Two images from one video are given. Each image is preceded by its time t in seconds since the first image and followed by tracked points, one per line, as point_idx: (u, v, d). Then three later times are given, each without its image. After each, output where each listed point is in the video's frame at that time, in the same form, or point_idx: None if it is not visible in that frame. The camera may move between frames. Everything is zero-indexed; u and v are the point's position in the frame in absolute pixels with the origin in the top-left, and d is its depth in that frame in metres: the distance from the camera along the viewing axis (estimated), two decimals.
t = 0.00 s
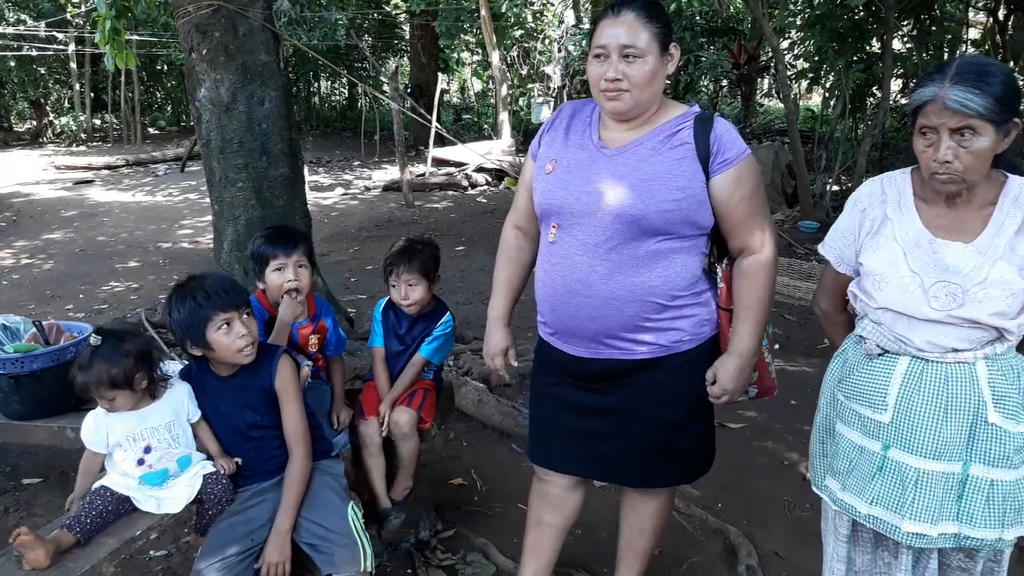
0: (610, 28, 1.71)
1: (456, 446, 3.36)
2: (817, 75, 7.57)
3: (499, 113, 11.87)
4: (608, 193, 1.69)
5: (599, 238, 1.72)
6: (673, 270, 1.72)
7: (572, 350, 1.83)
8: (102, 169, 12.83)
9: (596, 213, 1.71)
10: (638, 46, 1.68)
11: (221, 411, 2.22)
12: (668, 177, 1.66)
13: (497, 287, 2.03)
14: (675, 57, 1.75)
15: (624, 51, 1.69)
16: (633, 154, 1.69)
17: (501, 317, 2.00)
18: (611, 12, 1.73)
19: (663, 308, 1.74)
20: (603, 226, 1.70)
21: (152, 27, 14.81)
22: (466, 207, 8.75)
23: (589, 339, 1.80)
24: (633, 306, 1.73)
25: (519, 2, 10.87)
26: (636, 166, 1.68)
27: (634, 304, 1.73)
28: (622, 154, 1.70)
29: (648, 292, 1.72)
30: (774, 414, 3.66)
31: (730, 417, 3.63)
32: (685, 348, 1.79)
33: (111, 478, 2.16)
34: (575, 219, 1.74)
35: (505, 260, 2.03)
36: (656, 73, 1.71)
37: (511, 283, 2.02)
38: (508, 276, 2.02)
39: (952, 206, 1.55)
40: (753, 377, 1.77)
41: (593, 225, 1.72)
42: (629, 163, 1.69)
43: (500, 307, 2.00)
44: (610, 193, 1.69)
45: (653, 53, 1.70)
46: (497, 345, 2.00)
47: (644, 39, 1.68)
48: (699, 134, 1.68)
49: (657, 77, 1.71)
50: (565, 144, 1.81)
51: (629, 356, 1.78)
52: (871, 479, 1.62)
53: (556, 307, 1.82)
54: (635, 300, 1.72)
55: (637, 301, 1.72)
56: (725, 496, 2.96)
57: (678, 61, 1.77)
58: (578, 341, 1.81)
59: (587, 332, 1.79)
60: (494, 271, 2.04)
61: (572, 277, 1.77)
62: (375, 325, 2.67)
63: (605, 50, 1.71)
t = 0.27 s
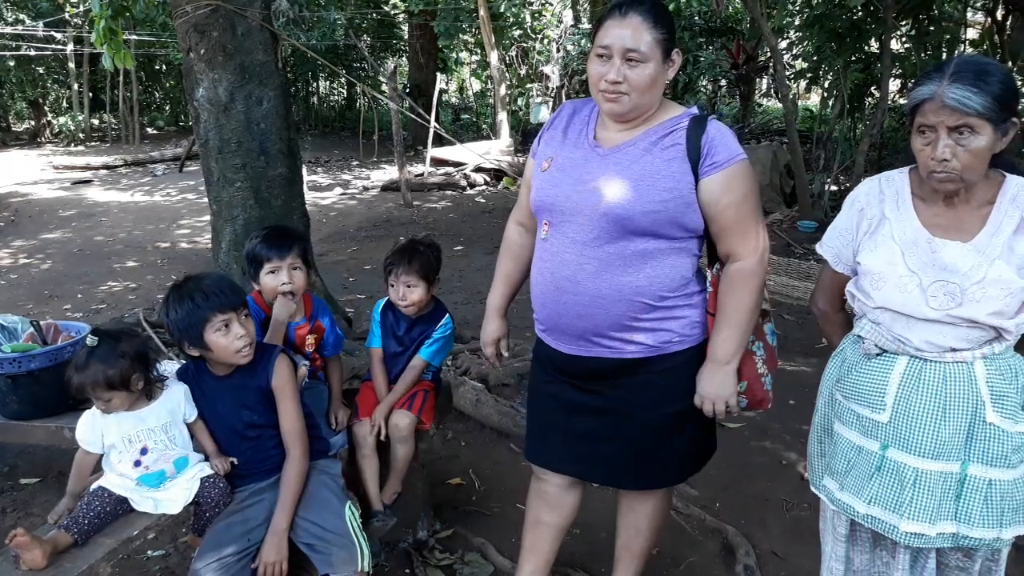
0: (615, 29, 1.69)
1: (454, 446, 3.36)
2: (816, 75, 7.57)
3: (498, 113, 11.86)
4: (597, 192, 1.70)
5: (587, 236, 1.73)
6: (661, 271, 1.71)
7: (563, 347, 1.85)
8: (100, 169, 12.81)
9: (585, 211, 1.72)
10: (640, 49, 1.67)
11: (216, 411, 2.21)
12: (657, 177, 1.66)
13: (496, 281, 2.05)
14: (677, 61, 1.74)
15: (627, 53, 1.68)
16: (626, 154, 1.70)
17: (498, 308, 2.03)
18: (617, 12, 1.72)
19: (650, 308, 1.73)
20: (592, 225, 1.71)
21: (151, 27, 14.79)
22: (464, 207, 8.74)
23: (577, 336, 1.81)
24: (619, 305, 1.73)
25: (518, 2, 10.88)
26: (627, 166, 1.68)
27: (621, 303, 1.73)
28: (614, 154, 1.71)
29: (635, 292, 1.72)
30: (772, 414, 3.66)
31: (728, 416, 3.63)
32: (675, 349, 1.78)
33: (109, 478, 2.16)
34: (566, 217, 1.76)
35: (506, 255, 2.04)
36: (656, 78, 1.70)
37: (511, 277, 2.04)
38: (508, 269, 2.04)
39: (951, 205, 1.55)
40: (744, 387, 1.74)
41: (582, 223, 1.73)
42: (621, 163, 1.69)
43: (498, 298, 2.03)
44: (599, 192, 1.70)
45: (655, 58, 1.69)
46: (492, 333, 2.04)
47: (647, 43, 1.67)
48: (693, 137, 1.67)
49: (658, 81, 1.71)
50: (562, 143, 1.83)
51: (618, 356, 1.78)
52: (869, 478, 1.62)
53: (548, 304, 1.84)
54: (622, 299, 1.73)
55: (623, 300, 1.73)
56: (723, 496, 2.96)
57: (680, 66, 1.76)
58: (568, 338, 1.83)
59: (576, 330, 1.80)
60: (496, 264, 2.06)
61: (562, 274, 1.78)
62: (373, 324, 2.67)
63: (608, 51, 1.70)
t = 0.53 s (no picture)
0: (609, 27, 1.69)
1: (451, 446, 3.36)
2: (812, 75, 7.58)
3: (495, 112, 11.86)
4: (591, 191, 1.70)
5: (581, 235, 1.73)
6: (655, 270, 1.72)
7: (557, 346, 1.85)
8: (96, 169, 12.79)
9: (579, 211, 1.72)
10: (634, 49, 1.67)
11: (212, 411, 2.21)
12: (650, 176, 1.66)
13: (491, 281, 2.05)
14: (671, 61, 1.74)
15: (620, 52, 1.68)
16: (620, 153, 1.70)
17: (493, 309, 2.04)
18: (612, 11, 1.72)
19: (644, 307, 1.73)
20: (586, 224, 1.71)
21: (147, 27, 14.77)
22: (461, 207, 8.74)
23: (572, 336, 1.81)
24: (613, 304, 1.73)
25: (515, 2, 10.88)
26: (620, 165, 1.68)
27: (614, 302, 1.73)
28: (608, 153, 1.71)
29: (628, 291, 1.72)
30: (769, 413, 3.66)
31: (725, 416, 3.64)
32: (669, 349, 1.78)
33: (104, 479, 2.15)
34: (560, 216, 1.76)
35: (502, 255, 2.05)
36: (650, 77, 1.70)
37: (506, 278, 2.05)
38: (503, 270, 2.04)
39: (947, 204, 1.55)
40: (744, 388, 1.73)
41: (576, 222, 1.73)
42: (614, 162, 1.69)
43: (493, 299, 2.04)
44: (593, 191, 1.70)
45: (649, 57, 1.69)
46: (486, 335, 2.05)
47: (641, 42, 1.67)
48: (685, 137, 1.67)
49: (651, 80, 1.71)
50: (556, 142, 1.83)
51: (613, 354, 1.78)
52: (865, 478, 1.62)
53: (542, 304, 1.84)
54: (616, 298, 1.73)
55: (616, 299, 1.73)
56: (720, 496, 2.97)
57: (674, 66, 1.76)
58: (561, 338, 1.83)
59: (570, 329, 1.80)
60: (491, 265, 2.07)
61: (556, 273, 1.78)
62: (368, 326, 2.66)
63: (602, 49, 1.70)
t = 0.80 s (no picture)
0: (600, 26, 1.70)
1: (449, 446, 3.36)
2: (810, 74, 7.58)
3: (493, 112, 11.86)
4: (595, 190, 1.69)
5: (585, 235, 1.72)
6: (658, 267, 1.72)
7: (559, 348, 1.83)
8: (94, 169, 12.78)
9: (582, 210, 1.71)
10: (625, 45, 1.68)
11: (211, 411, 2.21)
12: (652, 174, 1.66)
13: (482, 287, 2.03)
14: (662, 60, 1.75)
15: (611, 49, 1.69)
16: (619, 152, 1.70)
17: (485, 318, 2.01)
18: (602, 10, 1.73)
19: (649, 304, 1.74)
20: (590, 223, 1.71)
21: (144, 26, 14.75)
22: (459, 207, 8.73)
23: (576, 337, 1.79)
24: (619, 302, 1.73)
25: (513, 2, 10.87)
26: (622, 164, 1.69)
27: (621, 301, 1.73)
28: (608, 152, 1.71)
29: (634, 289, 1.72)
30: (767, 413, 3.67)
31: (724, 416, 3.64)
32: (672, 346, 1.79)
33: (103, 480, 2.14)
34: (562, 217, 1.75)
35: (492, 260, 2.03)
36: (642, 74, 1.71)
37: (498, 284, 2.03)
38: (495, 276, 2.03)
39: (945, 205, 1.55)
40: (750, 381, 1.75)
41: (580, 222, 1.72)
42: (615, 161, 1.69)
43: (485, 307, 2.01)
44: (597, 190, 1.69)
45: (641, 54, 1.69)
46: (480, 346, 2.02)
47: (632, 39, 1.68)
48: (683, 134, 1.68)
49: (643, 78, 1.72)
50: (551, 144, 1.82)
51: (618, 354, 1.78)
52: (863, 478, 1.63)
53: (544, 306, 1.82)
54: (622, 297, 1.73)
55: (622, 298, 1.73)
56: (718, 496, 2.97)
57: (665, 64, 1.77)
58: (564, 340, 1.81)
59: (574, 330, 1.79)
60: (482, 272, 2.04)
61: (559, 274, 1.77)
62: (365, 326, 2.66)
63: (593, 47, 1.71)
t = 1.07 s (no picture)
0: (586, 24, 1.71)
1: (450, 446, 3.35)
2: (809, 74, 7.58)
3: (491, 112, 11.85)
4: (602, 189, 1.68)
5: (594, 235, 1.70)
6: (666, 263, 1.73)
7: (567, 350, 1.81)
8: (91, 169, 12.75)
9: (590, 210, 1.69)
10: (613, 42, 1.69)
11: (213, 411, 2.20)
12: (657, 171, 1.67)
13: (470, 293, 2.01)
14: (650, 57, 1.76)
15: (599, 46, 1.69)
16: (620, 150, 1.70)
17: (473, 326, 1.99)
18: (588, 9, 1.74)
19: (659, 300, 1.74)
20: (599, 223, 1.69)
21: (142, 26, 14.73)
22: (458, 207, 8.73)
23: (587, 337, 1.77)
24: (630, 300, 1.72)
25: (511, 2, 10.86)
26: (626, 161, 1.68)
27: (632, 298, 1.72)
28: (608, 150, 1.70)
29: (645, 286, 1.72)
30: (767, 413, 3.67)
31: (724, 416, 3.65)
32: (679, 340, 1.80)
33: (104, 482, 2.14)
34: (569, 218, 1.72)
35: (479, 265, 2.01)
36: (631, 70, 1.71)
37: (487, 289, 2.01)
38: (483, 281, 2.00)
39: (947, 205, 1.55)
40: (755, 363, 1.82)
41: (588, 222, 1.70)
42: (617, 159, 1.69)
43: (472, 315, 1.99)
44: (604, 189, 1.68)
45: (629, 50, 1.70)
46: (470, 354, 1.99)
47: (620, 36, 1.69)
48: (681, 129, 1.70)
49: (633, 74, 1.72)
50: (545, 146, 1.79)
51: (628, 353, 1.77)
52: (865, 478, 1.63)
53: (550, 309, 1.79)
54: (633, 294, 1.72)
55: (634, 295, 1.72)
56: (719, 496, 2.97)
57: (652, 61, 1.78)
58: (573, 341, 1.79)
59: (584, 331, 1.77)
60: (468, 278, 2.02)
61: (568, 275, 1.74)
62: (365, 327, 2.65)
63: (580, 45, 1.72)
